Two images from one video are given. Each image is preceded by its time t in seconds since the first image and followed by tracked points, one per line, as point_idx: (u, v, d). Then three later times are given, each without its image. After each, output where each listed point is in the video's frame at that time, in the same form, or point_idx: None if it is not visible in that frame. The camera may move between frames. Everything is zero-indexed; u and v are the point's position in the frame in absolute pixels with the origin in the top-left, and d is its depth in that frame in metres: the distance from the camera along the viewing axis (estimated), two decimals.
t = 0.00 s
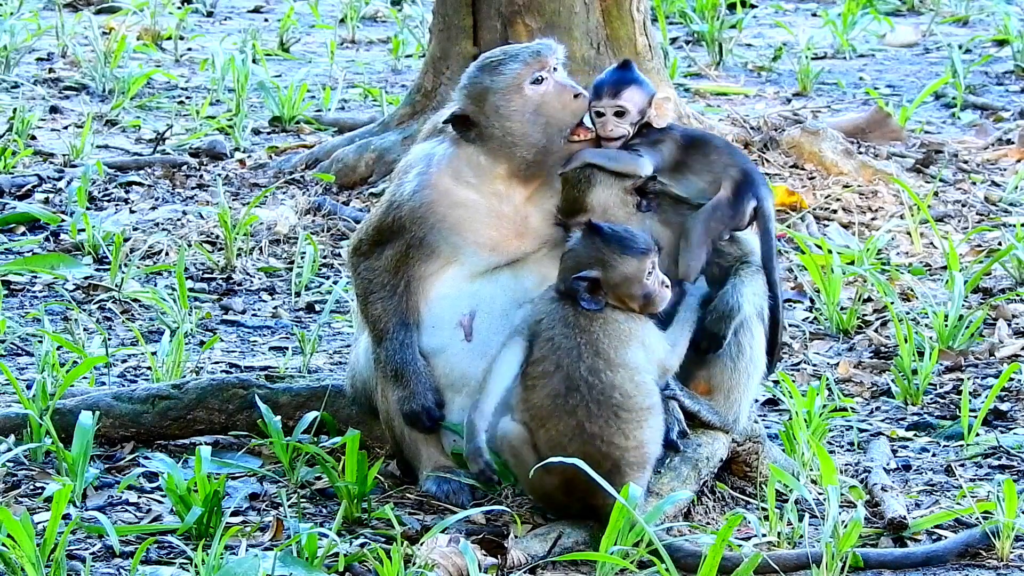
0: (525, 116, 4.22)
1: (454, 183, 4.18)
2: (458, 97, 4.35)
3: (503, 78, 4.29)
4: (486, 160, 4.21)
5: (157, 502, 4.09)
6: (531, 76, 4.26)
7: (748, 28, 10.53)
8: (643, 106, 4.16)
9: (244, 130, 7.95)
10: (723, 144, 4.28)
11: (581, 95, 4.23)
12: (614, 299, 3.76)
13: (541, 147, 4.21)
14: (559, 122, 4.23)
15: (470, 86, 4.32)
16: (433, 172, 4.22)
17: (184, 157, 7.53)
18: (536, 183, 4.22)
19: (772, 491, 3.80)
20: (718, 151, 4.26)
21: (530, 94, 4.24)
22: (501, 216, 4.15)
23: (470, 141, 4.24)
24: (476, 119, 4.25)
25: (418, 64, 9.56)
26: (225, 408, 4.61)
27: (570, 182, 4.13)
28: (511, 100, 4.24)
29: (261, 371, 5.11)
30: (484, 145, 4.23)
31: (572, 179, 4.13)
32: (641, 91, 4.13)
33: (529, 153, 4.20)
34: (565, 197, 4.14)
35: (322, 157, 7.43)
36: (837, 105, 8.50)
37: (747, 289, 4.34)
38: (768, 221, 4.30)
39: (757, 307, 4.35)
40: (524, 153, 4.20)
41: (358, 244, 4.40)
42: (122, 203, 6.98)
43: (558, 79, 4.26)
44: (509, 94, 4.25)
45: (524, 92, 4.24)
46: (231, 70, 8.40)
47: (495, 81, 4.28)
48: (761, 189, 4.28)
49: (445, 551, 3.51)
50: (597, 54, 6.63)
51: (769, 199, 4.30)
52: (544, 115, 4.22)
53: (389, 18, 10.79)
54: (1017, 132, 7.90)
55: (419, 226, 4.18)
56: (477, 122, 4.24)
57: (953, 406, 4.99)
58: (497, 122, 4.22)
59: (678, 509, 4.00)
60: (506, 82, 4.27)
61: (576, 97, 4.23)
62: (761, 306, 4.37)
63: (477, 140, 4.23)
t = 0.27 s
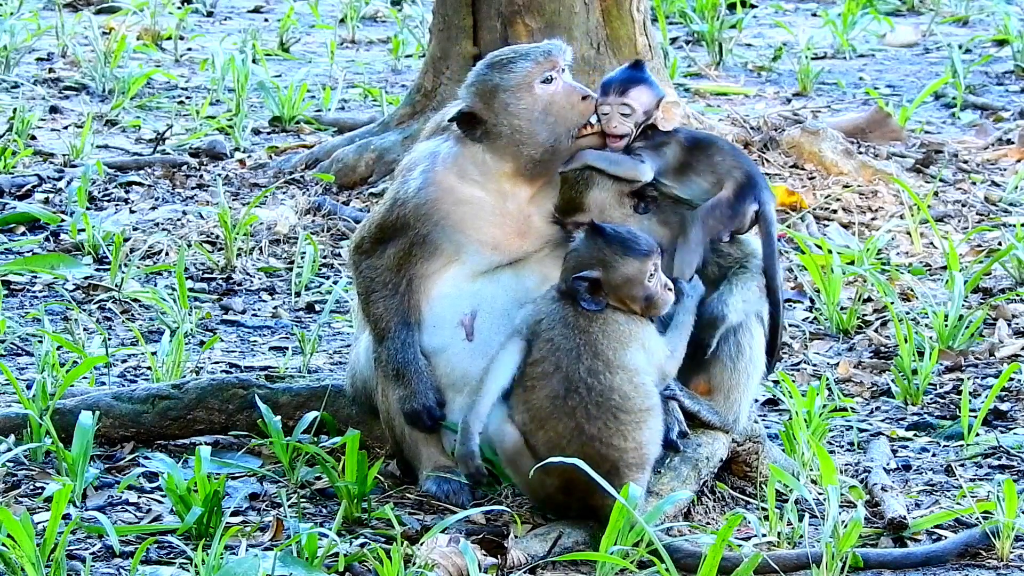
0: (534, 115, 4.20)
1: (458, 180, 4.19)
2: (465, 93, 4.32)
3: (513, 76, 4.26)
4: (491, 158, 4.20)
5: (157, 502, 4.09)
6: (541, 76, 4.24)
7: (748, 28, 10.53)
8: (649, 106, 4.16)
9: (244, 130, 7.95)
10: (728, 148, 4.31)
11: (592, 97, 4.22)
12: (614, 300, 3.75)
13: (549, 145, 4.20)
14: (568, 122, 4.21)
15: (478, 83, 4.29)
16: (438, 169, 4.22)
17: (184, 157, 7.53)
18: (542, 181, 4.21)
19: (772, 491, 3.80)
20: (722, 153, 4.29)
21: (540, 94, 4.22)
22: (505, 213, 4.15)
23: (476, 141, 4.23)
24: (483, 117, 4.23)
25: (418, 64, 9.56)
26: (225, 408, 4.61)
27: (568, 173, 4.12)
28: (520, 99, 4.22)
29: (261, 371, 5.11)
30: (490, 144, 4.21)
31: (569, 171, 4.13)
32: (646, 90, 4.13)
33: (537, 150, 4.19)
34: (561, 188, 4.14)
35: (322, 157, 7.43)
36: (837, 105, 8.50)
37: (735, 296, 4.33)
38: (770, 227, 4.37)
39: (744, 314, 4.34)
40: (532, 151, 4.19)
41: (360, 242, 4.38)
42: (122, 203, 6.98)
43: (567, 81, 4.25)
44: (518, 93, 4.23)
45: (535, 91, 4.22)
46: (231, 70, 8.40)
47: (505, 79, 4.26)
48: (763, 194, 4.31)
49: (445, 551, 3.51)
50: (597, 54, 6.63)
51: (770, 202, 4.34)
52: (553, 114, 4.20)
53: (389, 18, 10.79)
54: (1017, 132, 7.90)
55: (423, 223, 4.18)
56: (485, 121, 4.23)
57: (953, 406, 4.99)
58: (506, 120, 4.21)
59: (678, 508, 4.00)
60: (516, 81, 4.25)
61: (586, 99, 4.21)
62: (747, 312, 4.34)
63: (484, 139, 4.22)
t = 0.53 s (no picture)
0: (535, 93, 4.20)
1: (458, 175, 4.18)
2: (464, 79, 4.33)
3: (513, 56, 4.29)
4: (492, 147, 4.20)
5: (157, 501, 4.09)
6: (542, 58, 4.28)
7: (748, 28, 10.53)
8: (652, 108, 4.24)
9: (244, 130, 7.95)
10: (733, 152, 4.36)
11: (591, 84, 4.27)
12: (615, 301, 3.76)
13: (549, 125, 4.20)
14: (568, 102, 4.21)
15: (476, 69, 4.31)
16: (440, 166, 4.22)
17: (184, 157, 7.53)
18: (541, 169, 4.20)
19: (772, 490, 3.80)
20: (726, 159, 4.33)
21: (541, 73, 4.24)
22: (506, 204, 4.14)
23: (473, 128, 4.23)
24: (481, 100, 4.24)
25: (418, 64, 9.55)
26: (225, 408, 4.61)
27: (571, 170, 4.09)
28: (522, 78, 4.23)
29: (261, 371, 5.11)
30: (487, 129, 4.22)
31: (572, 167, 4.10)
32: (649, 92, 4.25)
33: (536, 130, 4.19)
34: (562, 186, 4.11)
35: (322, 157, 7.43)
36: (837, 105, 8.50)
37: (733, 286, 4.30)
38: (772, 236, 4.45)
39: (745, 304, 4.31)
40: (531, 133, 4.19)
41: (361, 242, 4.39)
42: (122, 203, 6.98)
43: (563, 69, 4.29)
44: (519, 74, 4.24)
45: (536, 71, 4.24)
46: (231, 70, 8.40)
47: (506, 61, 4.28)
48: (764, 200, 4.36)
49: (445, 551, 3.51)
50: (597, 54, 6.63)
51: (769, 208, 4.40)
52: (554, 93, 4.22)
53: (389, 18, 10.79)
54: (1017, 132, 7.90)
55: (424, 219, 4.17)
56: (482, 104, 4.24)
57: (953, 406, 4.99)
58: (507, 101, 4.20)
59: (678, 508, 4.00)
60: (516, 61, 4.27)
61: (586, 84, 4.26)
62: (748, 303, 4.32)
63: (483, 124, 4.22)
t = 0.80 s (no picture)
0: (551, 89, 4.19)
1: (462, 169, 4.17)
2: (479, 70, 4.29)
3: (530, 53, 4.25)
4: (500, 140, 4.17)
5: (157, 502, 4.09)
6: (558, 57, 4.26)
7: (748, 28, 10.53)
8: (647, 94, 4.18)
9: (244, 130, 7.95)
10: (739, 155, 4.32)
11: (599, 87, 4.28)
12: (614, 303, 3.73)
13: (562, 120, 4.17)
14: (582, 101, 4.20)
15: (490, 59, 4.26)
16: (444, 160, 4.21)
17: (184, 157, 7.53)
18: (546, 168, 4.18)
19: (772, 491, 3.80)
20: (733, 159, 4.30)
21: (557, 71, 4.22)
22: (507, 202, 4.13)
23: (483, 119, 4.17)
24: (495, 92, 4.19)
25: (418, 64, 9.55)
26: (225, 408, 4.61)
27: (598, 143, 4.02)
28: (539, 73, 4.20)
29: (261, 371, 5.11)
30: (498, 121, 4.18)
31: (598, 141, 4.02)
32: (639, 81, 4.19)
33: (546, 127, 4.16)
34: (594, 158, 4.01)
35: (322, 157, 7.43)
36: (837, 105, 8.50)
37: (730, 280, 4.31)
38: (774, 236, 4.49)
39: (742, 300, 4.32)
40: (545, 129, 4.16)
41: (362, 239, 4.40)
42: (122, 203, 6.98)
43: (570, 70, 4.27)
44: (537, 69, 4.21)
45: (552, 68, 4.22)
46: (231, 70, 8.40)
47: (523, 56, 4.25)
48: (767, 204, 4.37)
49: (445, 551, 3.51)
50: (597, 55, 6.63)
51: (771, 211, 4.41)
52: (569, 92, 4.20)
53: (389, 18, 10.79)
54: (1017, 132, 7.90)
55: (427, 213, 4.17)
56: (495, 96, 4.19)
57: (953, 406, 4.99)
58: (523, 94, 4.17)
59: (678, 508, 4.00)
60: (536, 57, 4.24)
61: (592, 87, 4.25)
62: (745, 299, 4.33)
63: (494, 114, 4.17)
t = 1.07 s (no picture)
0: (561, 91, 4.20)
1: (466, 168, 4.17)
2: (487, 66, 4.28)
3: (541, 55, 4.27)
4: (504, 140, 4.18)
5: (157, 502, 4.09)
6: (569, 62, 4.29)
7: (748, 28, 10.53)
8: (677, 88, 4.33)
9: (244, 130, 7.95)
10: (758, 161, 4.26)
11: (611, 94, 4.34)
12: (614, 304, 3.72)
13: (568, 123, 4.17)
14: (589, 105, 4.20)
15: (503, 58, 4.28)
16: (447, 158, 4.20)
17: (184, 157, 7.53)
18: (551, 170, 4.18)
19: (772, 491, 3.80)
20: (753, 166, 4.25)
21: (568, 74, 4.24)
22: (509, 203, 4.13)
23: (491, 118, 4.19)
24: (504, 91, 4.20)
25: (418, 64, 9.55)
26: (225, 408, 4.61)
27: (646, 128, 4.01)
28: (549, 74, 4.22)
29: (261, 371, 5.11)
30: (504, 120, 4.19)
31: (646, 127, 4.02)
32: (666, 77, 4.37)
33: (554, 129, 4.16)
34: (643, 140, 3.99)
35: (322, 157, 7.43)
36: (837, 105, 8.50)
37: (734, 278, 4.27)
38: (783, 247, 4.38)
39: (743, 299, 4.29)
40: (552, 130, 4.16)
41: (363, 238, 4.41)
42: (121, 203, 6.98)
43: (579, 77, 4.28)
44: (546, 71, 4.23)
45: (563, 72, 4.24)
46: (231, 70, 8.40)
47: (533, 57, 4.27)
48: (780, 214, 4.32)
49: (445, 551, 3.51)
50: (597, 54, 6.61)
51: (783, 225, 4.36)
52: (578, 94, 4.21)
53: (389, 18, 10.79)
54: (1017, 132, 7.90)
55: (428, 211, 4.17)
56: (503, 95, 4.20)
57: (953, 406, 4.99)
58: (532, 94, 4.19)
59: (678, 509, 4.00)
60: (546, 60, 4.26)
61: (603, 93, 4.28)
62: (747, 299, 4.30)
63: (501, 113, 4.19)
